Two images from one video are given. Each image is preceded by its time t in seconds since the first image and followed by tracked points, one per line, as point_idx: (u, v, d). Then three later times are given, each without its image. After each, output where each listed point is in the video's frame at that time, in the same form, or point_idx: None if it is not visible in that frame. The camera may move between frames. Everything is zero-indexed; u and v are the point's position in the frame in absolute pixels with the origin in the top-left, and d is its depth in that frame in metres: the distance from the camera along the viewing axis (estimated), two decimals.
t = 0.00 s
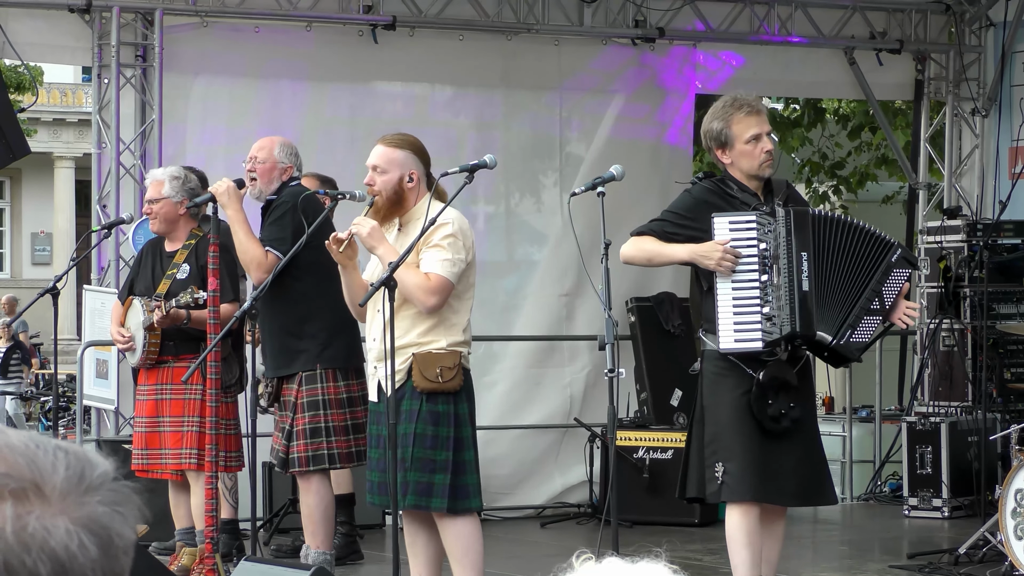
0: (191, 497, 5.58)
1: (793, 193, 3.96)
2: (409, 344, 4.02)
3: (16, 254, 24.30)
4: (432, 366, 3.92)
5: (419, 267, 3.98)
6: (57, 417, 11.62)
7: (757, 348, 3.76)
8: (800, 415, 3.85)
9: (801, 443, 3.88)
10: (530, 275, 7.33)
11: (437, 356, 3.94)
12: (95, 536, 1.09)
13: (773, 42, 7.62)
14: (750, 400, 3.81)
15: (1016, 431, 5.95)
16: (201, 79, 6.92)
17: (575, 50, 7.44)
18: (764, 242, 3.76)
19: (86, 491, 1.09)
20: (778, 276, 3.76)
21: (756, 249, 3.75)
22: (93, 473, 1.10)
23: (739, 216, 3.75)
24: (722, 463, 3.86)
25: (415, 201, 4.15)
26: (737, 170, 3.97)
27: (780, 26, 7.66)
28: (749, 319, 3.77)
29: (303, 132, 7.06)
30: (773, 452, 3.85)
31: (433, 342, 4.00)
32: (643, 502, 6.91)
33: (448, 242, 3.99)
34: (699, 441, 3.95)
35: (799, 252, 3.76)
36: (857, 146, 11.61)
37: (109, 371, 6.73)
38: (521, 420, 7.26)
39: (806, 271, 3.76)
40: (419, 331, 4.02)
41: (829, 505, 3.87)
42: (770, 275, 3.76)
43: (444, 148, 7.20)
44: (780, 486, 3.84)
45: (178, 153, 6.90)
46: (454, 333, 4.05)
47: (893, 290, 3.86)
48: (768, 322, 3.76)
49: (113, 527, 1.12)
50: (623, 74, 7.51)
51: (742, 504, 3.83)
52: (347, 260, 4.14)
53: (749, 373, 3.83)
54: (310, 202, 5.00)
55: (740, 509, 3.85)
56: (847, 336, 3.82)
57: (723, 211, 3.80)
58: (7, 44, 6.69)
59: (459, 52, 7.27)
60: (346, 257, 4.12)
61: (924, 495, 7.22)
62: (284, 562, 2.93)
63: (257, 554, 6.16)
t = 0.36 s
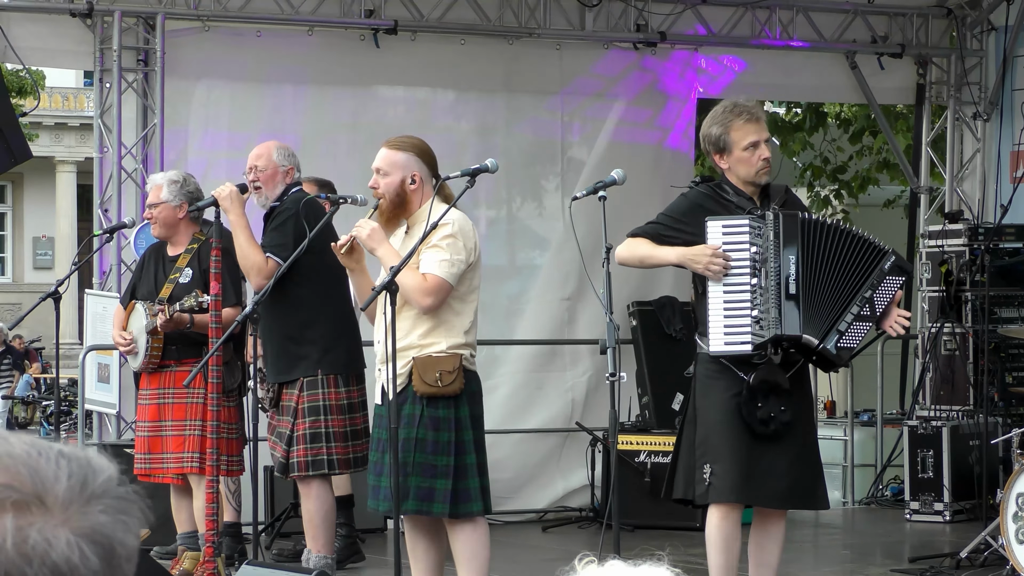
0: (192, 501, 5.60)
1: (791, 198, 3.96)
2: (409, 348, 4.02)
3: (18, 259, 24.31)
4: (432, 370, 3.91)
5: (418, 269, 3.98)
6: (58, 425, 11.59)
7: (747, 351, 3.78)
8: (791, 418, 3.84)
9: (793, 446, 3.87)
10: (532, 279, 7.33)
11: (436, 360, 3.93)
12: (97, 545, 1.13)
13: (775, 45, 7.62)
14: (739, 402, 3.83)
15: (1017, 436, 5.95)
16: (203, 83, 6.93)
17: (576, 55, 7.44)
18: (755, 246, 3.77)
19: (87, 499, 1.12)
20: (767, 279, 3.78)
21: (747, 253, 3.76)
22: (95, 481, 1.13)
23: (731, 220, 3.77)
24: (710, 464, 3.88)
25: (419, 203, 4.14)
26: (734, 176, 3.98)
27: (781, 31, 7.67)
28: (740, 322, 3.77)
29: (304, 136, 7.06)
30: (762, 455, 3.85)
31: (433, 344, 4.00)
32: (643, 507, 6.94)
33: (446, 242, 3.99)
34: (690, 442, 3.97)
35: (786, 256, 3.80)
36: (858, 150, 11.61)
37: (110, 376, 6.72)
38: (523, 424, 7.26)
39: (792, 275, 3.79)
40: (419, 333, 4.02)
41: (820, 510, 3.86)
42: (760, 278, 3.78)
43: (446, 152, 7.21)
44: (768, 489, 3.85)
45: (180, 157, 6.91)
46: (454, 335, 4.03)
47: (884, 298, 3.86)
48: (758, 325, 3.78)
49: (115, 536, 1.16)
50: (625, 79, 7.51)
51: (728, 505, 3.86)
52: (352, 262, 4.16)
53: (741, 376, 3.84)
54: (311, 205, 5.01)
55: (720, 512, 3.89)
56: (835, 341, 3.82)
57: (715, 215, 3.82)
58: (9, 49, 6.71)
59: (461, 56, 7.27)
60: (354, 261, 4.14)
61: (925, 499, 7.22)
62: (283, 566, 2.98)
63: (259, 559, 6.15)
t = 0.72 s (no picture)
0: (195, 505, 5.59)
1: (781, 202, 3.96)
2: (414, 352, 4.01)
3: (21, 263, 24.32)
4: (436, 374, 3.90)
5: (419, 271, 3.96)
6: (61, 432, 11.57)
7: (734, 354, 3.76)
8: (781, 425, 3.83)
9: (786, 453, 3.85)
10: (535, 283, 7.32)
11: (441, 364, 3.92)
12: (107, 543, 1.11)
13: (778, 48, 7.61)
14: (727, 410, 3.84)
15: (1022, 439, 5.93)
16: (205, 86, 6.92)
17: (578, 57, 7.43)
18: (741, 250, 3.75)
19: (97, 497, 1.11)
20: (754, 283, 3.76)
21: (735, 257, 3.74)
22: (104, 479, 1.13)
23: (720, 224, 3.75)
24: (699, 474, 3.88)
25: (422, 207, 4.11)
26: (723, 177, 3.96)
27: (784, 33, 7.65)
28: (727, 327, 3.76)
29: (306, 140, 7.05)
30: (753, 464, 3.85)
31: (438, 347, 3.98)
32: (649, 510, 6.90)
33: (448, 243, 3.98)
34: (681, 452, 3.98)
35: (772, 260, 3.77)
36: (861, 153, 11.59)
37: (112, 380, 6.71)
38: (525, 427, 7.25)
39: (779, 278, 3.78)
40: (425, 334, 4.00)
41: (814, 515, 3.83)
42: (746, 282, 3.76)
43: (448, 155, 7.20)
44: (758, 497, 3.84)
45: (181, 160, 6.89)
46: (458, 337, 4.01)
47: (873, 303, 3.84)
48: (747, 328, 3.76)
49: (126, 534, 1.14)
50: (628, 81, 7.50)
51: (718, 514, 3.86)
52: (356, 265, 4.12)
53: (729, 384, 3.85)
54: (313, 208, 4.98)
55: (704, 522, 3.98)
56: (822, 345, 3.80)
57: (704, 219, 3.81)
58: (10, 52, 6.67)
59: (464, 59, 7.26)
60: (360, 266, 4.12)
61: (929, 502, 7.21)
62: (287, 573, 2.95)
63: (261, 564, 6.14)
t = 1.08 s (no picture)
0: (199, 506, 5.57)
1: (766, 204, 3.98)
2: (416, 353, 4.01)
3: (25, 265, 24.34)
4: (439, 376, 3.91)
5: (423, 277, 3.97)
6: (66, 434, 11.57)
7: (712, 357, 3.78)
8: (760, 425, 3.85)
9: (767, 452, 3.87)
10: (538, 284, 7.33)
11: (444, 365, 3.93)
12: (87, 553, 1.01)
13: (781, 49, 7.61)
14: (707, 411, 3.87)
15: None
16: (208, 88, 6.93)
17: (582, 59, 7.45)
18: (719, 254, 3.78)
19: (81, 502, 1.02)
20: (730, 288, 3.79)
21: (713, 261, 3.78)
22: (95, 483, 1.03)
23: (700, 227, 3.80)
24: (681, 474, 3.92)
25: (425, 210, 4.12)
26: (708, 175, 4.01)
27: (788, 34, 7.65)
28: (706, 331, 3.79)
29: (309, 141, 7.05)
30: (735, 464, 3.88)
31: (440, 350, 3.99)
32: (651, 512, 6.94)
33: (453, 251, 3.99)
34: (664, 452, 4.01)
35: (749, 264, 3.79)
36: (864, 154, 11.59)
37: (116, 382, 6.72)
38: (529, 428, 7.25)
39: (754, 282, 3.79)
40: (427, 339, 4.00)
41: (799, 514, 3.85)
42: (724, 286, 3.79)
43: (451, 156, 7.20)
44: (739, 497, 3.87)
45: (185, 162, 6.90)
46: (462, 342, 4.02)
47: (850, 306, 3.83)
48: (724, 332, 3.79)
49: (115, 545, 1.03)
50: (631, 82, 7.51)
51: (701, 514, 3.90)
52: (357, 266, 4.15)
53: (710, 384, 3.87)
54: (317, 211, 5.00)
55: (697, 522, 4.03)
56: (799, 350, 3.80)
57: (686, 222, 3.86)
58: (14, 54, 6.68)
59: (467, 60, 7.27)
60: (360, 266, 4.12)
61: (933, 503, 7.21)
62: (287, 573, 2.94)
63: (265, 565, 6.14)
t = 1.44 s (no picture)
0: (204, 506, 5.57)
1: (756, 205, 3.98)
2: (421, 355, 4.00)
3: (29, 265, 24.37)
4: (447, 376, 3.91)
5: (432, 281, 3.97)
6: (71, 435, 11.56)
7: (701, 357, 3.79)
8: (751, 422, 3.86)
9: (762, 449, 3.87)
10: (542, 285, 7.33)
11: (450, 366, 3.93)
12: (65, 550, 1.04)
13: (786, 50, 7.62)
14: (699, 412, 3.89)
15: None
16: (213, 88, 6.93)
17: (587, 59, 7.44)
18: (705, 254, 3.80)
19: (63, 503, 1.04)
20: (715, 287, 3.79)
21: (700, 261, 3.80)
22: (90, 482, 1.05)
23: (688, 228, 3.83)
24: (676, 476, 3.94)
25: (430, 211, 4.12)
26: (697, 176, 4.02)
27: (793, 35, 7.66)
28: (694, 330, 3.81)
29: (315, 141, 7.06)
30: (730, 464, 3.88)
31: (446, 352, 3.99)
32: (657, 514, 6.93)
33: (462, 255, 3.97)
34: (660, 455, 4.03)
35: (734, 263, 3.80)
36: (869, 155, 11.60)
37: (121, 382, 6.72)
38: (533, 429, 7.25)
39: (739, 281, 3.80)
40: (432, 342, 4.00)
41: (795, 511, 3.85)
42: (710, 285, 3.80)
43: (456, 157, 7.20)
44: (735, 496, 3.87)
45: (189, 163, 6.91)
46: (468, 344, 4.03)
47: (836, 304, 3.82)
48: (711, 331, 3.79)
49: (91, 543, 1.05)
50: (636, 82, 7.51)
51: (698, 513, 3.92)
52: (360, 267, 4.16)
53: (700, 384, 3.89)
54: (321, 213, 4.98)
55: (696, 522, 4.03)
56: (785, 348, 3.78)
57: (673, 225, 3.91)
58: (19, 54, 6.68)
59: (472, 61, 7.27)
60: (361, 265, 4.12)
61: (937, 504, 7.21)
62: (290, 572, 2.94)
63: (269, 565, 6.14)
